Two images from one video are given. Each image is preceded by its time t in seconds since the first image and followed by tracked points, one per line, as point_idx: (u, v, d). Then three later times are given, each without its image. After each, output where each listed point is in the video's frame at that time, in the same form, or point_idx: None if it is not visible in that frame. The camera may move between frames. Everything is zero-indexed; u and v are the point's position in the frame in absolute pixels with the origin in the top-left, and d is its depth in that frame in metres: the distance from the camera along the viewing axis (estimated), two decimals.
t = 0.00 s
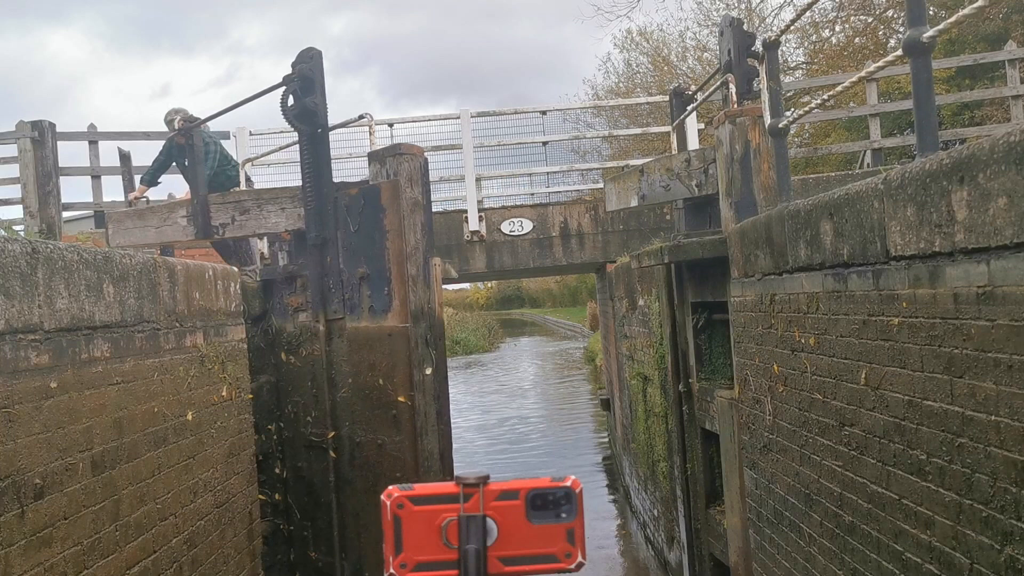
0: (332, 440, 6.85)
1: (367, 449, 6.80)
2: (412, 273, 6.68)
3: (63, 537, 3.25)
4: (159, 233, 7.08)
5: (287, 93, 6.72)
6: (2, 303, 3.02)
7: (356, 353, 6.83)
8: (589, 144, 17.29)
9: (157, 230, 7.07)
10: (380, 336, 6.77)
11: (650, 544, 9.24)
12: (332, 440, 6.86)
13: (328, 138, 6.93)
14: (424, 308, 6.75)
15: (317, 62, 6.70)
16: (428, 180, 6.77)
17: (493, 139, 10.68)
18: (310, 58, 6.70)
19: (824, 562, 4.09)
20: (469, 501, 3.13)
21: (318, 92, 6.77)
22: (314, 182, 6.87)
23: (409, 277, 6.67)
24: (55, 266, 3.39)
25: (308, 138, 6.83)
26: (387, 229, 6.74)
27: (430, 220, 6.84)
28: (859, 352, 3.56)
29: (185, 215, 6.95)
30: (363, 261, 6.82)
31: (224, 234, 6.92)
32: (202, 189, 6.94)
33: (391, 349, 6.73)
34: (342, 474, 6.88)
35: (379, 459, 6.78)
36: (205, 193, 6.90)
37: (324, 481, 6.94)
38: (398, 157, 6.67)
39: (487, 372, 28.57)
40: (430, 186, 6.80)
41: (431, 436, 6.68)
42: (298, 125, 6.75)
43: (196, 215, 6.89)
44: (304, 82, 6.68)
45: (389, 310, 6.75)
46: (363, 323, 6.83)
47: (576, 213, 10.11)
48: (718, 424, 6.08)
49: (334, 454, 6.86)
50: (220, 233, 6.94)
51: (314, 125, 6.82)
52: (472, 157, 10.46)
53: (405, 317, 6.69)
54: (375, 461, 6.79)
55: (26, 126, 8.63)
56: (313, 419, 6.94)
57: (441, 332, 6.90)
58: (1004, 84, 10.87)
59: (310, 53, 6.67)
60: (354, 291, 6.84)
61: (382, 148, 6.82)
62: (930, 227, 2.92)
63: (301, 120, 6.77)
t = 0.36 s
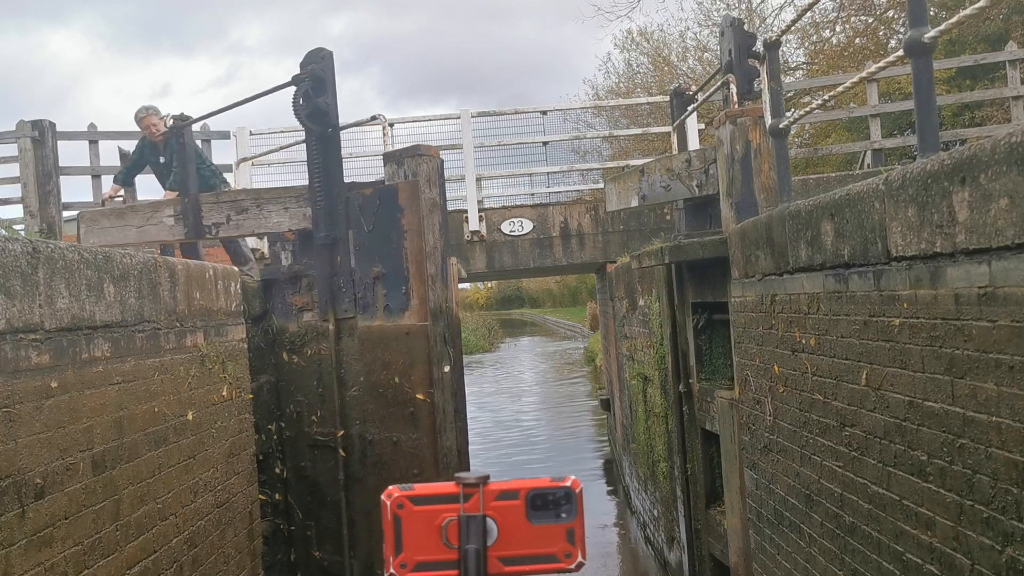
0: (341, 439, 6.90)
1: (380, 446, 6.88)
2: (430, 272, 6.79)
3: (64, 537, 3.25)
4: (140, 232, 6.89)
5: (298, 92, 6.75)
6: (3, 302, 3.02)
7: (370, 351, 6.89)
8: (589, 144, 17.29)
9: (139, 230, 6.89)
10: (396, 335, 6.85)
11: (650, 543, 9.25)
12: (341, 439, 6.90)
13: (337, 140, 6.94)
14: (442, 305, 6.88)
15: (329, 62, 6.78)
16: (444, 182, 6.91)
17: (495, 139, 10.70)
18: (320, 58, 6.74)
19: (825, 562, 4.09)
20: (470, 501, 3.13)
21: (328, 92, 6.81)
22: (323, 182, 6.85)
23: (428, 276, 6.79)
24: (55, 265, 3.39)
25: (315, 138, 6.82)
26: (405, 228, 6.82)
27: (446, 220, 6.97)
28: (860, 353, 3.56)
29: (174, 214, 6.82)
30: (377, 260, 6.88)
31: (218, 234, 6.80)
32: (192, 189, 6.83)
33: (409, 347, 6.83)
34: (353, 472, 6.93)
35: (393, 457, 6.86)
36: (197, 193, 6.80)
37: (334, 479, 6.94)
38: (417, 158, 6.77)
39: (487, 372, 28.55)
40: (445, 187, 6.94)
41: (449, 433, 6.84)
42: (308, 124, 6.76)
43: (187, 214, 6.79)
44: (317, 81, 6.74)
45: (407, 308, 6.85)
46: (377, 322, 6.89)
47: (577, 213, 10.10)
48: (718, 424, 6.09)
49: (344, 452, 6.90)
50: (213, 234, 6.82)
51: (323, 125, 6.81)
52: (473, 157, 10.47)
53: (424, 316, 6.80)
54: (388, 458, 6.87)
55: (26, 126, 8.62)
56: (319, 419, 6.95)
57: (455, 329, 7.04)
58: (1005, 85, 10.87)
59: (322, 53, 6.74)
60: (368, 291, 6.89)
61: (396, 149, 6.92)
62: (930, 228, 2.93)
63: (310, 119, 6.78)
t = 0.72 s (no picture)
0: (351, 438, 6.85)
1: (393, 444, 6.82)
2: (448, 271, 6.73)
3: (65, 536, 3.25)
4: (123, 230, 6.54)
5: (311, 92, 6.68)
6: (5, 301, 3.02)
7: (383, 350, 6.84)
8: (590, 144, 17.30)
9: (123, 227, 6.53)
10: (410, 334, 6.79)
11: (650, 544, 9.25)
12: (351, 437, 6.85)
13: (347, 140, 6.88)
14: (459, 303, 6.80)
15: (341, 62, 6.75)
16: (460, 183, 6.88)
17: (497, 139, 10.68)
18: (332, 60, 6.71)
19: (826, 564, 4.09)
20: (470, 501, 3.13)
21: (340, 93, 6.76)
22: (334, 183, 6.78)
23: (445, 275, 6.73)
24: (57, 264, 3.39)
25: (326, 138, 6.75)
26: (422, 228, 6.78)
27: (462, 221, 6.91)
28: (862, 354, 3.56)
29: (164, 212, 6.49)
30: (391, 260, 6.85)
31: (213, 233, 6.54)
32: (186, 188, 6.49)
33: (424, 346, 6.76)
34: (361, 470, 6.87)
35: (407, 454, 6.79)
36: (191, 194, 6.48)
37: (342, 476, 6.95)
38: (435, 158, 6.75)
39: (487, 372, 28.55)
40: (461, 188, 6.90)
41: (466, 430, 6.73)
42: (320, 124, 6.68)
43: (180, 214, 6.48)
44: (329, 81, 6.68)
45: (423, 307, 6.79)
46: (389, 321, 6.84)
47: (577, 213, 10.09)
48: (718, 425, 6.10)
49: (353, 451, 6.86)
50: (207, 233, 6.56)
51: (335, 126, 6.74)
52: (474, 157, 10.48)
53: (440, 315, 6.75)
54: (401, 455, 6.81)
55: (27, 124, 8.60)
56: (321, 419, 6.95)
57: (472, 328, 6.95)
58: (1006, 86, 10.87)
59: (334, 54, 6.70)
60: (381, 290, 6.85)
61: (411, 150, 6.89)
62: (933, 229, 2.92)
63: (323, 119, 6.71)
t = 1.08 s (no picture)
0: (358, 436, 6.85)
1: (402, 442, 6.83)
2: (461, 271, 6.79)
3: (67, 534, 3.25)
4: (111, 229, 6.50)
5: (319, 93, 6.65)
6: (8, 300, 3.02)
7: (392, 349, 6.85)
8: (591, 145, 17.31)
9: (110, 226, 6.50)
10: (421, 332, 6.82)
11: (650, 545, 9.25)
12: (358, 436, 6.86)
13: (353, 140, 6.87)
14: (470, 303, 6.89)
15: (350, 62, 6.70)
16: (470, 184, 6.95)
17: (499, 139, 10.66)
18: (340, 60, 6.65)
19: (826, 565, 4.09)
20: (470, 501, 3.12)
21: (348, 93, 6.74)
22: (341, 183, 6.78)
23: (458, 275, 6.79)
24: (60, 264, 3.40)
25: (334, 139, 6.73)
26: (434, 228, 6.81)
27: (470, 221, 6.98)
28: (864, 355, 3.56)
29: (156, 211, 6.45)
30: (402, 259, 6.86)
31: (209, 232, 6.51)
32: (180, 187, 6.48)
33: (436, 345, 6.80)
34: (368, 468, 6.88)
35: (418, 452, 6.82)
36: (187, 192, 6.47)
37: (347, 475, 6.95)
38: (447, 159, 6.80)
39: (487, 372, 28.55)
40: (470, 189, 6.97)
41: (477, 428, 6.80)
42: (329, 125, 6.66)
43: (174, 211, 6.43)
44: (338, 82, 6.64)
45: (434, 306, 6.82)
46: (399, 320, 6.86)
47: (578, 213, 10.09)
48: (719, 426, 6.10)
49: (359, 449, 6.86)
50: (202, 232, 6.51)
51: (343, 126, 6.73)
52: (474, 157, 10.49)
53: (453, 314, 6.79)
54: (411, 453, 6.83)
55: (27, 123, 8.60)
56: (323, 418, 6.95)
57: (481, 327, 7.05)
58: (1006, 88, 10.89)
59: (343, 54, 6.65)
60: (391, 289, 6.86)
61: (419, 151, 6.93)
62: (936, 231, 2.92)
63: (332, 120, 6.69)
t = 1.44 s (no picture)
0: (362, 435, 6.86)
1: (409, 441, 6.84)
2: (471, 272, 6.81)
3: (68, 533, 3.25)
4: (99, 227, 6.40)
5: (326, 93, 6.59)
6: (10, 298, 3.02)
7: (398, 348, 6.84)
8: (591, 145, 17.34)
9: (98, 224, 6.39)
10: (430, 331, 6.83)
11: (650, 545, 9.25)
12: (363, 435, 6.87)
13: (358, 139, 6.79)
14: (479, 302, 6.90)
15: (357, 62, 6.62)
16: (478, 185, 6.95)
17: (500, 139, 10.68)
18: (348, 61, 6.56)
19: (828, 565, 4.09)
20: (470, 501, 3.10)
21: (356, 93, 6.65)
22: (347, 183, 6.72)
23: (468, 276, 6.80)
24: (61, 262, 3.39)
25: (341, 139, 6.69)
26: (444, 228, 6.82)
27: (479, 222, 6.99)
28: (865, 355, 3.56)
29: (150, 209, 6.39)
30: (409, 259, 6.86)
31: (206, 231, 6.46)
32: (175, 186, 6.43)
33: (445, 343, 6.82)
34: (373, 467, 6.88)
35: (425, 450, 6.82)
36: (182, 191, 6.42)
37: (350, 474, 6.97)
38: (456, 161, 6.81)
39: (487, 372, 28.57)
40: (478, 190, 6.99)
41: (486, 426, 6.79)
42: (337, 127, 6.60)
43: (169, 210, 6.38)
44: (346, 82, 6.56)
45: (443, 305, 6.84)
46: (407, 319, 6.85)
47: (579, 213, 10.08)
48: (719, 426, 6.10)
49: (364, 448, 6.86)
50: (199, 231, 6.46)
51: (350, 127, 6.67)
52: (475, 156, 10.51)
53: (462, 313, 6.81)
54: (419, 452, 6.83)
55: (28, 123, 8.62)
56: (326, 418, 6.96)
57: (489, 327, 7.06)
58: (1007, 89, 10.91)
59: (351, 54, 6.57)
60: (398, 288, 6.86)
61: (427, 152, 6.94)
62: (939, 232, 2.92)
63: (340, 121, 6.64)
